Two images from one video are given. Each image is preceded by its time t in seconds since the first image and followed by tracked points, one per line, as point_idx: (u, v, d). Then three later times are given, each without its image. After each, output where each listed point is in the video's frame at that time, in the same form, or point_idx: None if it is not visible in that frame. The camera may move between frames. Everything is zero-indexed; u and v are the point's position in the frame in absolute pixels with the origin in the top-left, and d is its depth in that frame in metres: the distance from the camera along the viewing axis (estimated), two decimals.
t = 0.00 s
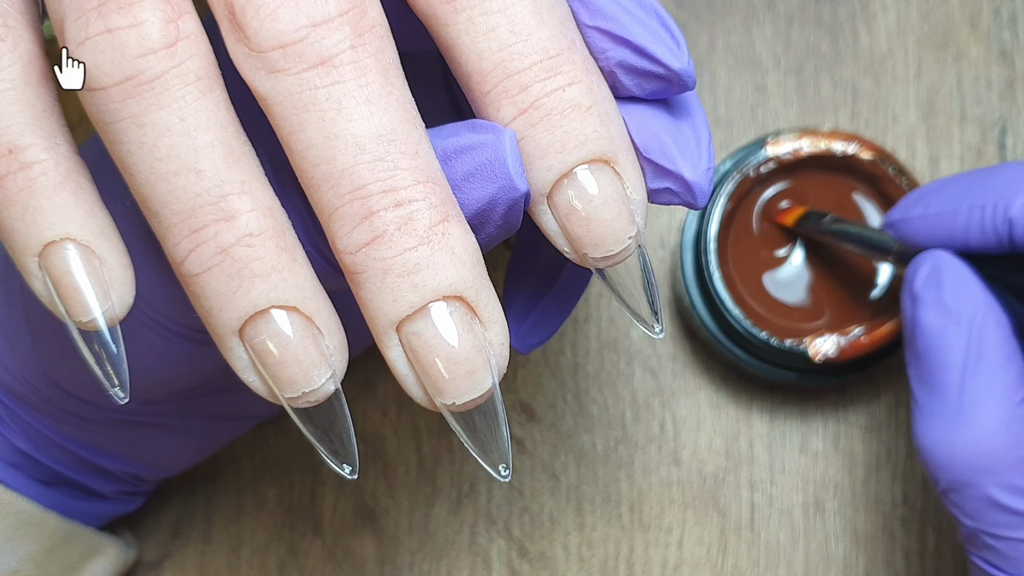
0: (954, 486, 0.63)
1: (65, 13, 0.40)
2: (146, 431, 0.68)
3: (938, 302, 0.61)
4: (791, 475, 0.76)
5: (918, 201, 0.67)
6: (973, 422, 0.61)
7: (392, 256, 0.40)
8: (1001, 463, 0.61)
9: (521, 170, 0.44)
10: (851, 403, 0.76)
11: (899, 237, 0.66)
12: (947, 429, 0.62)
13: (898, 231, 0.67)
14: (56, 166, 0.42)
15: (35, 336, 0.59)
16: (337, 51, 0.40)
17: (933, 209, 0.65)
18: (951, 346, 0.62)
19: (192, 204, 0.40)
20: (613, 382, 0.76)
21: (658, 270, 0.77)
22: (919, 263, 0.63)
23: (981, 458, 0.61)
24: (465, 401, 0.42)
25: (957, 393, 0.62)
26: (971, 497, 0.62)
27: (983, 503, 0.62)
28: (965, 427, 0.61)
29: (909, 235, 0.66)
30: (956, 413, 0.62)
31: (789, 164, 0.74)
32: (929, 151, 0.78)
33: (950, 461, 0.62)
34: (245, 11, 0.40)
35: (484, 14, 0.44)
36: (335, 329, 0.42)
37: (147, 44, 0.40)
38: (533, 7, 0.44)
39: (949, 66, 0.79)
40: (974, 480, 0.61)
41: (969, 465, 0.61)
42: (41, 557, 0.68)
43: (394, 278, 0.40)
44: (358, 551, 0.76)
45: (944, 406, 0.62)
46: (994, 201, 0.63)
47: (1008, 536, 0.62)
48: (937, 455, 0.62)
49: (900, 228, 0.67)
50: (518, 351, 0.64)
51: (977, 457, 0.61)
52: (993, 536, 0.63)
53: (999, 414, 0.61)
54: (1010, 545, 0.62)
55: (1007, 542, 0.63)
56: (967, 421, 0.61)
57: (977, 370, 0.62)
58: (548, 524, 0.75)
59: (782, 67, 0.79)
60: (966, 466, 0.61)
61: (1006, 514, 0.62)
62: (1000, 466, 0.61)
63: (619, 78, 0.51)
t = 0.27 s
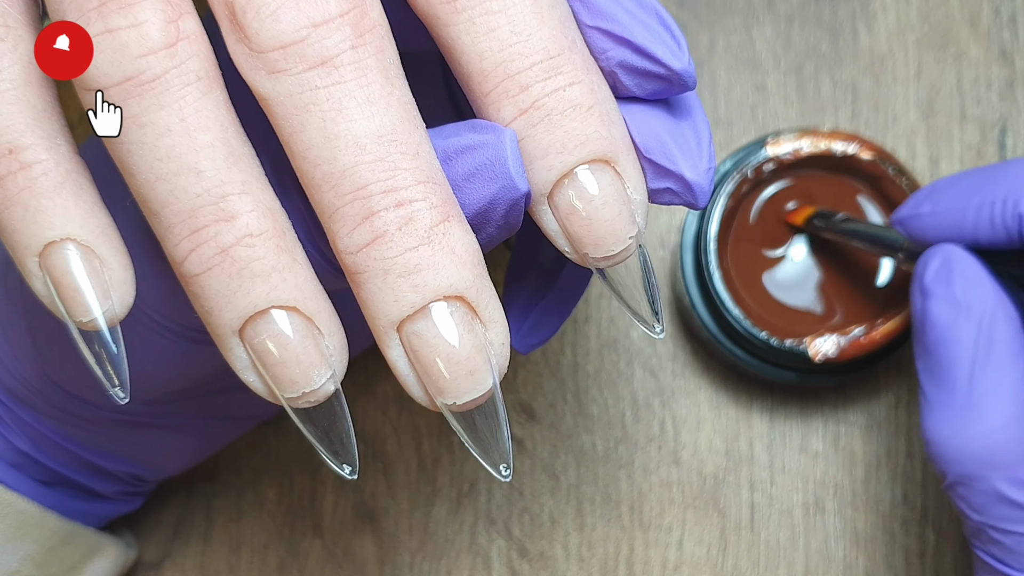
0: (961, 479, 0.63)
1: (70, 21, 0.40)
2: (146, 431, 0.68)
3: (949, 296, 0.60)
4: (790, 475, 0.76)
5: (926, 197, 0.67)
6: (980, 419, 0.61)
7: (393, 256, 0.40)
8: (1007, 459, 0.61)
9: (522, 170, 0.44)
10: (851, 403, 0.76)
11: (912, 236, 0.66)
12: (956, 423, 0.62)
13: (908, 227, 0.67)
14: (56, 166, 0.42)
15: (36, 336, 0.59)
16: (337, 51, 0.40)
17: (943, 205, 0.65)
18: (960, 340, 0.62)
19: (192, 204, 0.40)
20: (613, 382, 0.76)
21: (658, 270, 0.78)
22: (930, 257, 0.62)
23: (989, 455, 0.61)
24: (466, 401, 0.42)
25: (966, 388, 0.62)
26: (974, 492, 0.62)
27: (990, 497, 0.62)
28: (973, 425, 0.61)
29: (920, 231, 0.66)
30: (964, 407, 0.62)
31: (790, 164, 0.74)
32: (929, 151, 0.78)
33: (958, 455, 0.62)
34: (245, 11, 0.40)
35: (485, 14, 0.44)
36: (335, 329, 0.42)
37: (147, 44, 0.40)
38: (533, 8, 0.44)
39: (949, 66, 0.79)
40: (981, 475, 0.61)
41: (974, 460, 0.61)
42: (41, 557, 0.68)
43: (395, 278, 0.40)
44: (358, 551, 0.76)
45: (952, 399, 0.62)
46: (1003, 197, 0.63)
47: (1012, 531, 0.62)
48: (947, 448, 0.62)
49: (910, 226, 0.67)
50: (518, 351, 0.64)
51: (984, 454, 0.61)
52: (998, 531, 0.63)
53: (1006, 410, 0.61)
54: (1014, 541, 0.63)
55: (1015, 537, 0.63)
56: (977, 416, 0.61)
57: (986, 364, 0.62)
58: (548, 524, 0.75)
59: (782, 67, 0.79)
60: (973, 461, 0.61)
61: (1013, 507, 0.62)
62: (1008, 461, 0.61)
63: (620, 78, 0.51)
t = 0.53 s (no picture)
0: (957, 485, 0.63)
1: (71, 21, 0.40)
2: (147, 431, 0.68)
3: (940, 302, 0.60)
4: (790, 475, 0.76)
5: (919, 203, 0.67)
6: (974, 428, 0.61)
7: (393, 256, 0.40)
8: (1005, 464, 0.61)
9: (523, 170, 0.44)
10: (851, 403, 0.76)
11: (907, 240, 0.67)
12: (951, 432, 0.62)
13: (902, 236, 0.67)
14: (57, 167, 0.42)
15: (36, 336, 0.59)
16: (338, 51, 0.40)
17: (935, 212, 0.66)
18: (954, 347, 0.62)
19: (192, 205, 0.40)
20: (613, 382, 0.76)
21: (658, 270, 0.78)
22: (923, 262, 0.62)
23: (985, 462, 0.61)
24: (467, 401, 0.42)
25: (961, 394, 0.62)
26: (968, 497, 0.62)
27: (988, 503, 0.62)
28: (970, 432, 0.61)
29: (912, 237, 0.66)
30: (958, 414, 0.62)
31: (790, 164, 0.74)
32: (929, 151, 0.78)
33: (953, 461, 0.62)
34: (246, 11, 0.40)
35: (485, 13, 0.44)
36: (335, 329, 0.42)
37: (147, 44, 0.40)
38: (534, 8, 0.44)
39: (949, 66, 0.79)
40: (976, 481, 0.61)
41: (969, 467, 0.61)
42: (41, 557, 0.68)
43: (396, 278, 0.40)
44: (358, 552, 0.76)
45: (946, 405, 0.62)
46: (996, 202, 0.63)
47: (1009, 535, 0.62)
48: (943, 456, 0.62)
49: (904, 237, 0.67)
50: (518, 352, 0.64)
51: (978, 461, 0.61)
52: (994, 537, 0.63)
53: (1002, 415, 0.61)
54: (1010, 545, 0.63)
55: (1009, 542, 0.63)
56: (972, 423, 0.61)
57: (982, 370, 0.62)
58: (548, 524, 0.75)
59: (782, 67, 0.79)
60: (968, 468, 0.61)
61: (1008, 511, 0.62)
62: (1003, 467, 0.61)
63: (621, 78, 0.51)
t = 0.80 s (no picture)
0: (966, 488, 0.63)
1: (70, 21, 0.40)
2: (147, 431, 0.68)
3: (949, 304, 0.60)
4: (790, 476, 0.76)
5: (925, 205, 0.67)
6: (983, 429, 0.61)
7: (393, 256, 0.40)
8: (1014, 466, 0.61)
9: (522, 170, 0.44)
10: (850, 404, 0.76)
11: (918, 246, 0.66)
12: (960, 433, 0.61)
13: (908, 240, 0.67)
14: (56, 167, 0.42)
15: (36, 336, 0.59)
16: (338, 52, 0.40)
17: (943, 212, 0.65)
18: (963, 348, 0.62)
19: (192, 205, 0.40)
20: (613, 382, 0.76)
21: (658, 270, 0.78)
22: (930, 262, 0.61)
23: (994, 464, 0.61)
24: (466, 401, 0.42)
25: (969, 394, 0.62)
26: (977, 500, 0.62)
27: (996, 505, 0.62)
28: (978, 435, 0.61)
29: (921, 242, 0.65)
30: (964, 417, 0.61)
31: (789, 164, 0.74)
32: (929, 151, 0.78)
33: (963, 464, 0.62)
34: (245, 11, 0.40)
35: (485, 14, 0.44)
36: (334, 329, 0.42)
37: (147, 45, 0.40)
38: (533, 8, 0.44)
39: (949, 66, 0.79)
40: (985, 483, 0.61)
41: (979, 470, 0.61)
42: (41, 558, 0.68)
43: (395, 278, 0.40)
44: (358, 551, 0.76)
45: (955, 407, 0.62)
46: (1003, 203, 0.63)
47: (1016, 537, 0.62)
48: (951, 457, 0.62)
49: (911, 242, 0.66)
50: (517, 351, 0.64)
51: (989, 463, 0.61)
52: (1001, 538, 0.63)
53: (1010, 416, 0.61)
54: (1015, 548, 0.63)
55: (1016, 544, 0.63)
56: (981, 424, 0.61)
57: (991, 371, 0.62)
58: (548, 524, 0.75)
59: (782, 67, 0.79)
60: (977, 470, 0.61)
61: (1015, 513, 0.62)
62: (1012, 469, 0.61)
63: (620, 77, 0.51)
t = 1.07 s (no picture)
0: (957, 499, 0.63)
1: (71, 21, 0.40)
2: (147, 431, 0.68)
3: (934, 315, 0.60)
4: (790, 475, 0.76)
5: (908, 226, 0.68)
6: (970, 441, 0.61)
7: (394, 256, 0.40)
8: (1001, 478, 0.61)
9: (523, 170, 0.44)
10: (850, 403, 0.76)
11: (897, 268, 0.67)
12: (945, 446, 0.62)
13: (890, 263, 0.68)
14: (57, 167, 0.42)
15: (36, 336, 0.59)
16: (339, 52, 0.40)
17: (925, 233, 0.66)
18: (949, 360, 0.62)
19: (193, 205, 0.40)
20: (613, 382, 0.76)
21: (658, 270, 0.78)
22: (915, 275, 0.62)
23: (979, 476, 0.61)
24: (468, 400, 0.42)
25: (956, 408, 0.62)
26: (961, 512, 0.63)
27: (986, 516, 0.62)
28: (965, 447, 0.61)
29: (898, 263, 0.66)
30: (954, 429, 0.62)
31: (790, 164, 0.74)
32: (929, 151, 0.78)
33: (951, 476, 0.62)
34: (247, 11, 0.40)
35: (486, 14, 0.44)
36: (336, 329, 0.42)
37: (149, 45, 0.40)
38: (535, 8, 0.44)
39: (949, 66, 0.79)
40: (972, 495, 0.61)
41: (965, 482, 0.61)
42: (41, 558, 0.68)
43: (397, 278, 0.40)
44: (358, 552, 0.76)
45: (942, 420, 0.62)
46: (983, 219, 0.63)
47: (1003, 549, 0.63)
48: (940, 470, 0.62)
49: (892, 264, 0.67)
50: (518, 351, 0.64)
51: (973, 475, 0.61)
52: (992, 548, 0.63)
53: (998, 428, 0.61)
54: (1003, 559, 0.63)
55: (1009, 555, 0.63)
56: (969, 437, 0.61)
57: (977, 383, 0.62)
58: (548, 524, 0.75)
59: (782, 67, 0.79)
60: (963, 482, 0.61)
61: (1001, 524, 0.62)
62: (1000, 481, 0.61)
63: (621, 77, 0.51)
